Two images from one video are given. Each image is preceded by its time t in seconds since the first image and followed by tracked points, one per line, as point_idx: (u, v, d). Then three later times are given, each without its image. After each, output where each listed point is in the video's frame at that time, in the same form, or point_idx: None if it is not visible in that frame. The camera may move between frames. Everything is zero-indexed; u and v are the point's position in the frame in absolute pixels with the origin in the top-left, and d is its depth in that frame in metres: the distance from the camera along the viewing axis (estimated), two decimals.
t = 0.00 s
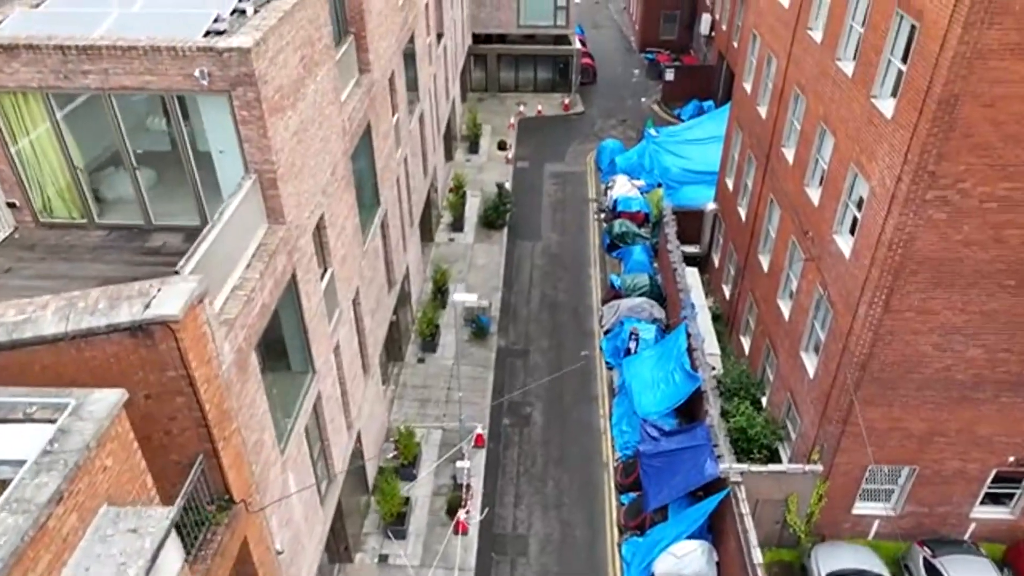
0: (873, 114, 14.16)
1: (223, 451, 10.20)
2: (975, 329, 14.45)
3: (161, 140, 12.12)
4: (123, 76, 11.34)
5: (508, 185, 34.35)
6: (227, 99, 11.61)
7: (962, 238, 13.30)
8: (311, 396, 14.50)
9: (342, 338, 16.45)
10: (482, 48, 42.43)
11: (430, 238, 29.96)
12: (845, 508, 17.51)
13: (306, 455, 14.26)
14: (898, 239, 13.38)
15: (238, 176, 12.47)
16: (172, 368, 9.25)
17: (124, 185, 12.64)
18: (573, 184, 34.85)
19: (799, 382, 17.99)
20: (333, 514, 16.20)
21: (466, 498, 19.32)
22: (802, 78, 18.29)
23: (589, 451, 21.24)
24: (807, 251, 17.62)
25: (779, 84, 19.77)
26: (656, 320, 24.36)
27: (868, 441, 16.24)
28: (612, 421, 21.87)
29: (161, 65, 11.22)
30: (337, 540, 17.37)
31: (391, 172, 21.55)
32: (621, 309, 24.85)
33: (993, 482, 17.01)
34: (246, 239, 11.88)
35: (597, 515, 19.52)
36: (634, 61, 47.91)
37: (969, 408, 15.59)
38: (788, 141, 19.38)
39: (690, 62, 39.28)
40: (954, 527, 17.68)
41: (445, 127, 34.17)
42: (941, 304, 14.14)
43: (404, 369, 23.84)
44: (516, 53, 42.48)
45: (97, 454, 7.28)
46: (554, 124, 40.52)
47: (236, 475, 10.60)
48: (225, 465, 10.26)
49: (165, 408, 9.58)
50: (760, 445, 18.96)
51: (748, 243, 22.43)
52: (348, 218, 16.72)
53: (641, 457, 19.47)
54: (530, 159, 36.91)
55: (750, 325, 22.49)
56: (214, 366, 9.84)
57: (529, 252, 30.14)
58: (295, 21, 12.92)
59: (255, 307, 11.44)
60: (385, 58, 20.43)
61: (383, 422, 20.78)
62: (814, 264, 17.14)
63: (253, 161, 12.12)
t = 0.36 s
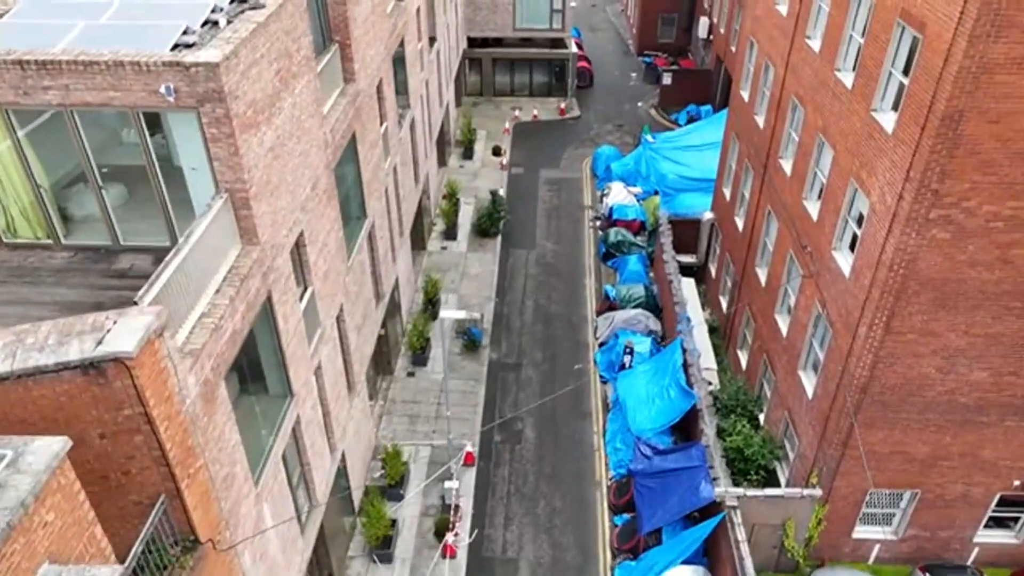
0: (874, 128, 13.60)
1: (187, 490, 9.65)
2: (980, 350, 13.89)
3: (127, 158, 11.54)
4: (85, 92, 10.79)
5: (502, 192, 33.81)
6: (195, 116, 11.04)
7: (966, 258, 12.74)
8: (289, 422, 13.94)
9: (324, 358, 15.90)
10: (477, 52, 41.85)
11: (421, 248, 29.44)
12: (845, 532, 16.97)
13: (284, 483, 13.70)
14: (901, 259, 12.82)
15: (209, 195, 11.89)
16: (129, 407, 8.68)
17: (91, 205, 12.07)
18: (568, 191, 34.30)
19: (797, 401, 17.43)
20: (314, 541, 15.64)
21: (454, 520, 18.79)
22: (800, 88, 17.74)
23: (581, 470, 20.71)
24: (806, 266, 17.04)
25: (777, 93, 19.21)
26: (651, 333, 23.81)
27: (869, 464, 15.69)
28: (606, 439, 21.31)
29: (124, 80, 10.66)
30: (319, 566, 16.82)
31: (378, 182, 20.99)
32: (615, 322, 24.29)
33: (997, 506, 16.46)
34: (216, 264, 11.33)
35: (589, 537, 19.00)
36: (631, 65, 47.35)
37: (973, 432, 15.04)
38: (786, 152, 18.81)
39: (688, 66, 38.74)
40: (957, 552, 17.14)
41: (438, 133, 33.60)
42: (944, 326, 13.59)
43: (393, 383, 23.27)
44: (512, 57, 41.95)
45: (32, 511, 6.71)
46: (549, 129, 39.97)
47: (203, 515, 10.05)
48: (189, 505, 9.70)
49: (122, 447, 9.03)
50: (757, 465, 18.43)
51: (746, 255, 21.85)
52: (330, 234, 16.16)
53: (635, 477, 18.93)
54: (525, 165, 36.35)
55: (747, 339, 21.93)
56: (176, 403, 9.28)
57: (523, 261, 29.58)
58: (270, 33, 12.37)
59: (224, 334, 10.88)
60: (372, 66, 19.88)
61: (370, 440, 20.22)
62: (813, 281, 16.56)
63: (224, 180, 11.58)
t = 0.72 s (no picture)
0: (876, 144, 13.04)
1: (147, 535, 9.09)
2: (987, 375, 13.32)
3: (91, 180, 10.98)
4: (45, 111, 10.24)
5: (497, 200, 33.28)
6: (162, 135, 10.49)
7: (973, 281, 12.18)
8: (267, 450, 13.38)
9: (306, 380, 15.35)
10: (472, 56, 41.29)
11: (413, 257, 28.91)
12: (846, 559, 16.39)
13: (260, 514, 13.15)
14: (904, 282, 12.25)
15: (178, 217, 11.34)
16: (80, 452, 8.13)
17: (55, 228, 11.52)
18: (564, 198, 33.74)
19: (797, 423, 16.86)
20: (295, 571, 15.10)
21: (443, 544, 18.28)
22: (800, 99, 17.17)
23: (575, 490, 20.16)
24: (805, 284, 16.47)
25: (776, 103, 18.65)
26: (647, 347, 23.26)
27: (870, 491, 15.12)
28: (600, 458, 20.74)
29: (86, 98, 10.11)
30: None
31: (366, 194, 20.44)
32: (611, 335, 23.75)
33: (1004, 532, 15.88)
34: (183, 290, 10.78)
35: (582, 560, 18.49)
36: (629, 68, 46.79)
37: (979, 457, 14.47)
38: (785, 164, 18.25)
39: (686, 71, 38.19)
40: None
41: (432, 140, 33.07)
42: (949, 350, 13.02)
43: (383, 399, 22.72)
44: (507, 61, 41.35)
45: None
46: (546, 135, 39.42)
47: (166, 560, 9.50)
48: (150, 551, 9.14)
49: (75, 493, 8.48)
50: (755, 488, 17.89)
51: (744, 269, 21.28)
52: (312, 251, 15.60)
53: (629, 500, 18.40)
54: (520, 172, 35.80)
55: (745, 354, 21.36)
56: (134, 445, 8.72)
57: (517, 271, 29.02)
58: (244, 46, 11.82)
59: (192, 366, 10.33)
60: (359, 75, 19.32)
61: (358, 460, 19.68)
62: (812, 300, 15.98)
63: (194, 203, 11.03)
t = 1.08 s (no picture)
0: (881, 165, 12.43)
1: None
2: (998, 407, 12.70)
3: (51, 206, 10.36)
4: None
5: (491, 209, 32.66)
6: (123, 161, 9.87)
7: (983, 311, 11.58)
8: (243, 486, 12.76)
9: (286, 408, 14.73)
10: (468, 62, 40.65)
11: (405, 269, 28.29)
12: None
13: (234, 553, 12.52)
14: (912, 311, 11.63)
15: (144, 245, 10.71)
16: (24, 513, 7.50)
17: (13, 256, 10.89)
18: (560, 207, 33.12)
19: (798, 449, 16.24)
20: None
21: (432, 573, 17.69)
22: (800, 113, 16.57)
23: (569, 515, 19.56)
24: (807, 305, 15.86)
25: (775, 116, 18.06)
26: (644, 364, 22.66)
27: (875, 523, 14.50)
28: (595, 481, 20.12)
29: (41, 122, 9.49)
30: None
31: (354, 209, 19.84)
32: (606, 352, 23.12)
33: (1013, 564, 15.26)
34: (147, 324, 10.17)
35: None
36: (627, 73, 46.19)
37: (989, 490, 13.85)
38: (786, 180, 17.65)
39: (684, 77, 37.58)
40: None
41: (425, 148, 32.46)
42: (958, 381, 12.40)
43: (372, 418, 22.10)
44: (503, 66, 40.71)
45: None
46: (542, 141, 38.81)
47: None
48: None
49: (21, 553, 7.88)
50: (755, 515, 17.27)
51: (743, 285, 20.66)
52: (293, 273, 14.98)
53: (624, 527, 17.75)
54: (516, 180, 35.19)
55: (745, 373, 20.74)
56: (86, 500, 8.10)
57: (512, 283, 28.40)
58: (215, 65, 11.20)
59: (154, 407, 9.71)
60: (345, 87, 18.71)
61: (344, 484, 19.07)
62: (814, 323, 15.37)
63: (160, 231, 10.41)
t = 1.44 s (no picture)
0: (890, 190, 11.74)
1: None
2: (1014, 444, 12.03)
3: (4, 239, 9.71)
4: None
5: (486, 219, 31.99)
6: (78, 193, 9.18)
7: (1000, 346, 10.93)
8: (216, 529, 12.08)
9: (265, 441, 14.04)
10: (463, 68, 39.68)
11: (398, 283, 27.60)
12: None
13: None
14: (924, 346, 10.94)
15: (103, 279, 10.01)
16: None
17: None
18: (556, 217, 32.43)
19: (801, 480, 15.54)
20: None
21: None
22: (803, 128, 15.89)
23: (563, 544, 18.88)
24: (811, 331, 15.15)
25: (777, 130, 17.38)
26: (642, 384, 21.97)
27: (883, 562, 13.79)
28: (591, 507, 19.42)
29: None
30: None
31: (341, 226, 19.16)
32: (603, 371, 22.43)
33: None
34: (104, 366, 9.46)
35: None
36: (625, 78, 45.51)
37: (1003, 528, 13.18)
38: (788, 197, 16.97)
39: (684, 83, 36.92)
40: None
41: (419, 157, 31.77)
42: (973, 418, 11.72)
43: (361, 440, 21.42)
44: (499, 72, 39.88)
45: None
46: (539, 149, 38.13)
47: None
48: None
49: None
50: (757, 547, 16.57)
51: (744, 304, 19.95)
52: (272, 299, 14.28)
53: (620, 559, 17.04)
54: (512, 189, 34.52)
55: (746, 394, 20.06)
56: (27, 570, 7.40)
57: (507, 296, 27.71)
58: (182, 86, 10.52)
59: (112, 458, 9.03)
60: (331, 101, 18.03)
61: (331, 512, 18.41)
62: (819, 350, 14.66)
63: (120, 266, 9.72)
